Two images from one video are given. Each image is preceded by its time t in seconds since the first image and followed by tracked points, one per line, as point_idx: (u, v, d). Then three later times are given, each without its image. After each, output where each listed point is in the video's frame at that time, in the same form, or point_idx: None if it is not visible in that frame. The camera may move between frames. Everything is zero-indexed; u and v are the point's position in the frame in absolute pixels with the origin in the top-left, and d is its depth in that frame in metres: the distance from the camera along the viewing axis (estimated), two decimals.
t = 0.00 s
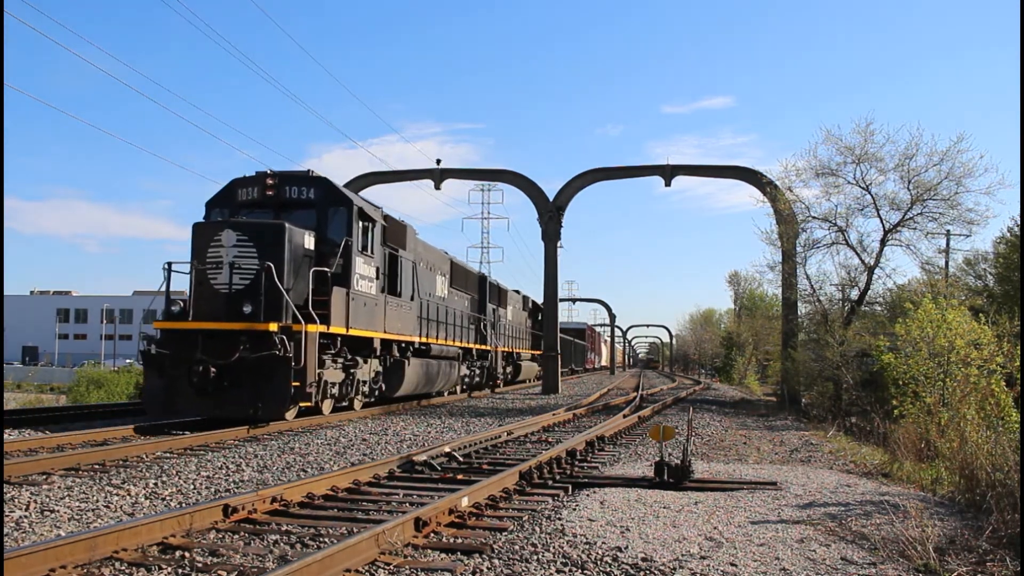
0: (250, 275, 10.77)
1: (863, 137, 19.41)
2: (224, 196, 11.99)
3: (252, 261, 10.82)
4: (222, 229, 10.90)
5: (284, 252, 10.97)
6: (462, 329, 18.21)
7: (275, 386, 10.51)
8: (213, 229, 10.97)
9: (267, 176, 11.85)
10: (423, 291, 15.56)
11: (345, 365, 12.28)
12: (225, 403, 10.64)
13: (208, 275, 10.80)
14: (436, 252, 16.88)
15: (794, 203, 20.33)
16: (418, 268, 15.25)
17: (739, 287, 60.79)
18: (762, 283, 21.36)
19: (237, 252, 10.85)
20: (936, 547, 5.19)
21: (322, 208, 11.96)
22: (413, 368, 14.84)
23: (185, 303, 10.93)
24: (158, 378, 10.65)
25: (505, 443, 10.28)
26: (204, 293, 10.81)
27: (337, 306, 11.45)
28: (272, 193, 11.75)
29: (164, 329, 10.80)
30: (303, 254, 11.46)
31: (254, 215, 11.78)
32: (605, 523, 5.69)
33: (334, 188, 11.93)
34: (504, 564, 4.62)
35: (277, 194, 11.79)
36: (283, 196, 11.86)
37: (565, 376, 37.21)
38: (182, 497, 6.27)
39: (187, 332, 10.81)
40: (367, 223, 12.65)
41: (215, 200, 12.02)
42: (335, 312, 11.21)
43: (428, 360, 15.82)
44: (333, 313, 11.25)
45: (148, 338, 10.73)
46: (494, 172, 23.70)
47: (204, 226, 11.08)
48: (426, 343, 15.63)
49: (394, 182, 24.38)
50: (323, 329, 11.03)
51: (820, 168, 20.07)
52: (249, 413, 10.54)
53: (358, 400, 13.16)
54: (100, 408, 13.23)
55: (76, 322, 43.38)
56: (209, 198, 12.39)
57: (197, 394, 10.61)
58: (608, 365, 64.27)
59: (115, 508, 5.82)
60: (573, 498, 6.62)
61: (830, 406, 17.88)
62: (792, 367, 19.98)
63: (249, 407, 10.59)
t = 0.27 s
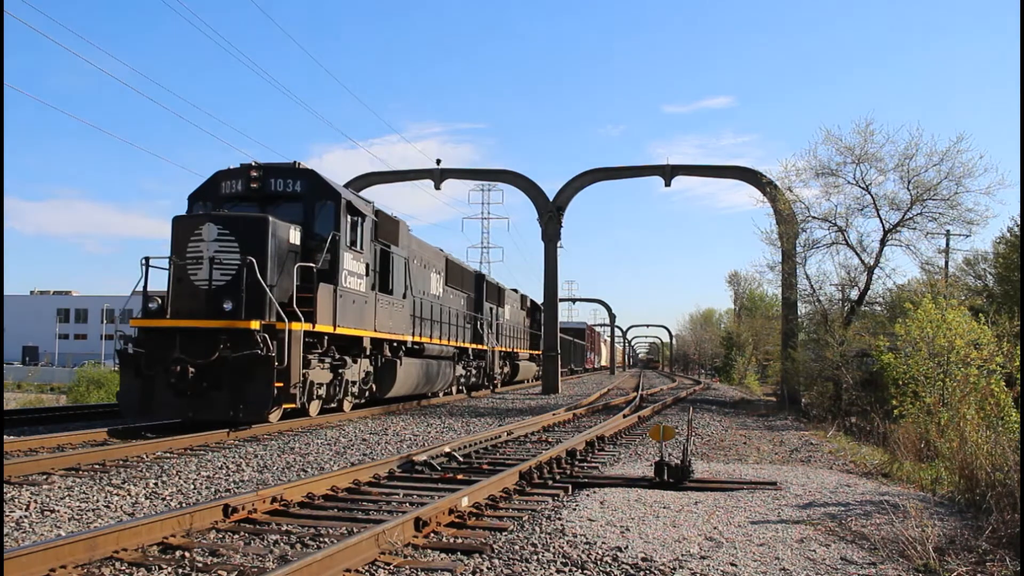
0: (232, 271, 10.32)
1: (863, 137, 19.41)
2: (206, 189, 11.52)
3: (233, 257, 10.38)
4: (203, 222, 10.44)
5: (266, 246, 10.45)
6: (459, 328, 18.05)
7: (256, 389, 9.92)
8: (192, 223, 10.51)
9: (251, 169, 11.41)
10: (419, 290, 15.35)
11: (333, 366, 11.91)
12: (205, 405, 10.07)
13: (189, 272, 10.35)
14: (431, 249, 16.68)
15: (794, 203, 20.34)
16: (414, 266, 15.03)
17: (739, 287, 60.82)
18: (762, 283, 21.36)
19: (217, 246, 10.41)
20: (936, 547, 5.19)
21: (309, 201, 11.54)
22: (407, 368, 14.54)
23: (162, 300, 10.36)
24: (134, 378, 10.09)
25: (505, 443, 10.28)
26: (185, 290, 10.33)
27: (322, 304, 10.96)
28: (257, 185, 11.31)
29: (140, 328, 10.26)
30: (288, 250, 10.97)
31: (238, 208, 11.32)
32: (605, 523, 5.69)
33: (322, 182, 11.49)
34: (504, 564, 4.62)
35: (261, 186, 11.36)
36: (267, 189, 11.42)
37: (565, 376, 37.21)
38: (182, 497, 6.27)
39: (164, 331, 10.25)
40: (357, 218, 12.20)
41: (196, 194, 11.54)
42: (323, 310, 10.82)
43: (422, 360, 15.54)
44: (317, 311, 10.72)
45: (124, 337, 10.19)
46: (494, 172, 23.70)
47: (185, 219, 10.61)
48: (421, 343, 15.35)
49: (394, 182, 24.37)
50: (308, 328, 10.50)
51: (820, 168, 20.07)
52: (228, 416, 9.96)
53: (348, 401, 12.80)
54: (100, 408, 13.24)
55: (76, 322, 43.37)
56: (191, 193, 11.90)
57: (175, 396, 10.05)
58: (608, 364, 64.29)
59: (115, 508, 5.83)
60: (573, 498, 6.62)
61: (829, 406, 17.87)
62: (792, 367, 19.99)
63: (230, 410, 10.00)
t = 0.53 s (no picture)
0: (211, 266, 9.95)
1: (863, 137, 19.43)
2: (189, 181, 11.14)
3: (212, 252, 10.02)
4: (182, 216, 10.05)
5: (249, 242, 10.15)
6: (454, 328, 17.89)
7: (235, 390, 9.59)
8: (171, 216, 10.12)
9: (234, 160, 11.00)
10: (412, 288, 15.07)
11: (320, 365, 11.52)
12: (183, 406, 9.76)
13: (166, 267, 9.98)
14: (426, 246, 16.40)
15: (794, 204, 20.34)
16: (407, 263, 14.73)
17: (739, 287, 60.89)
18: (762, 283, 21.37)
19: (196, 241, 10.04)
20: (936, 547, 5.19)
21: (295, 194, 11.16)
22: (399, 368, 14.20)
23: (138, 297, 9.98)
24: (110, 379, 9.78)
25: (505, 443, 10.29)
26: (162, 286, 9.96)
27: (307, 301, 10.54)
28: (240, 178, 10.91)
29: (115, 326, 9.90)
30: (271, 244, 10.68)
31: (221, 201, 10.95)
32: (605, 523, 5.69)
33: (307, 173, 11.10)
34: (504, 564, 4.62)
35: (245, 178, 10.96)
36: (251, 181, 11.02)
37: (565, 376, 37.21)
38: (182, 497, 6.27)
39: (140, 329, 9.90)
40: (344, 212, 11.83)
41: (178, 185, 11.16)
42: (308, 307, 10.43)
43: (416, 360, 15.22)
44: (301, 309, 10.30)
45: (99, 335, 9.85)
46: (494, 172, 23.71)
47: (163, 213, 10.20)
48: (414, 342, 15.02)
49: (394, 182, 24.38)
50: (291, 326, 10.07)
51: (820, 168, 20.08)
52: (207, 418, 9.64)
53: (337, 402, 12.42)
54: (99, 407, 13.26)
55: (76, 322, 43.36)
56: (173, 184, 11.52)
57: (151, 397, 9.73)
58: (609, 364, 64.33)
59: (115, 508, 5.82)
60: (573, 498, 6.62)
61: (829, 406, 17.86)
62: (791, 367, 19.99)
63: (208, 412, 9.68)
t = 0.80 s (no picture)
0: (190, 262, 9.43)
1: (863, 137, 19.43)
2: (170, 173, 10.66)
3: (191, 246, 9.48)
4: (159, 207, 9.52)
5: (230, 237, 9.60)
6: (450, 327, 17.69)
7: (213, 391, 9.07)
8: (148, 208, 9.57)
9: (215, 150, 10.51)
10: (405, 286, 14.75)
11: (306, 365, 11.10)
12: (159, 408, 9.24)
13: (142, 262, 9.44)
14: (420, 243, 16.07)
15: (794, 204, 20.35)
16: (400, 261, 14.37)
17: (739, 287, 60.96)
18: (762, 283, 21.38)
19: (174, 234, 9.50)
20: (935, 547, 5.20)
21: (279, 186, 10.65)
22: (391, 369, 13.82)
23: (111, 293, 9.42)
24: (81, 380, 9.20)
25: (505, 443, 10.29)
26: (138, 282, 9.42)
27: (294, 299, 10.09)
28: (222, 170, 10.42)
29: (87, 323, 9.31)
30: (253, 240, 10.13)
31: (201, 194, 10.47)
32: (605, 523, 5.70)
33: (292, 165, 10.61)
34: (504, 564, 4.63)
35: (227, 170, 10.46)
36: (234, 173, 10.53)
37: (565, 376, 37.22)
38: (182, 497, 6.27)
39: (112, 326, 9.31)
40: (333, 206, 11.32)
41: (158, 177, 10.70)
42: (294, 305, 10.01)
43: (409, 359, 14.85)
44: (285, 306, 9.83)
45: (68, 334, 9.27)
46: (493, 172, 23.72)
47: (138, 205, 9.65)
48: (407, 342, 14.67)
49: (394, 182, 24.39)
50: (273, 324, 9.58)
51: (820, 168, 20.09)
52: (183, 420, 9.13)
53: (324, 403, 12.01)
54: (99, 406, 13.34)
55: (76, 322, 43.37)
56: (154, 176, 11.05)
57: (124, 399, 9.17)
58: (608, 364, 64.35)
59: (115, 508, 5.82)
60: (573, 498, 6.63)
61: (829, 406, 17.87)
62: (791, 367, 20.00)
63: (185, 413, 9.17)
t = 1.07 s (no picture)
0: (164, 256, 9.09)
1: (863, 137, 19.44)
2: (146, 163, 10.20)
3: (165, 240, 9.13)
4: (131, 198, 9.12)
5: (205, 229, 9.22)
6: (445, 326, 17.49)
7: (187, 392, 8.65)
8: (120, 199, 9.18)
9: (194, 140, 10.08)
10: (399, 284, 14.47)
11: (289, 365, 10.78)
12: (129, 411, 8.75)
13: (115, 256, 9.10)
14: (415, 240, 15.80)
15: (794, 204, 20.35)
16: (392, 256, 14.06)
17: (740, 287, 61.03)
18: (762, 283, 21.38)
19: (147, 228, 9.13)
20: (935, 547, 5.19)
21: (262, 177, 10.29)
22: (383, 369, 13.56)
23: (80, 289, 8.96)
24: (48, 380, 8.75)
25: (505, 443, 10.28)
26: (110, 277, 9.10)
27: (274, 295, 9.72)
28: (202, 160, 9.99)
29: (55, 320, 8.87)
30: (232, 231, 9.76)
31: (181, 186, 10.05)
32: (605, 523, 5.69)
33: (275, 155, 10.29)
34: (504, 564, 4.62)
35: (207, 160, 10.04)
36: (214, 163, 10.13)
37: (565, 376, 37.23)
38: (182, 497, 6.27)
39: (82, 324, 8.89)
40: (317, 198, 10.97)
41: (133, 168, 10.21)
42: (274, 301, 9.63)
43: (402, 359, 14.55)
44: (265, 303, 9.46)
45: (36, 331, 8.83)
46: (493, 172, 23.72)
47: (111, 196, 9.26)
48: (400, 342, 14.39)
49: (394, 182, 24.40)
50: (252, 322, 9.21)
51: (820, 168, 20.09)
52: (155, 424, 8.66)
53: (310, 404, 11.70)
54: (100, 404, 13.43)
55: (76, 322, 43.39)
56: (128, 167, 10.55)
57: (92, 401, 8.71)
58: (609, 364, 64.39)
59: (115, 508, 5.82)
60: (573, 498, 6.62)
61: (829, 406, 17.87)
62: (791, 367, 20.00)
63: (157, 417, 8.70)
